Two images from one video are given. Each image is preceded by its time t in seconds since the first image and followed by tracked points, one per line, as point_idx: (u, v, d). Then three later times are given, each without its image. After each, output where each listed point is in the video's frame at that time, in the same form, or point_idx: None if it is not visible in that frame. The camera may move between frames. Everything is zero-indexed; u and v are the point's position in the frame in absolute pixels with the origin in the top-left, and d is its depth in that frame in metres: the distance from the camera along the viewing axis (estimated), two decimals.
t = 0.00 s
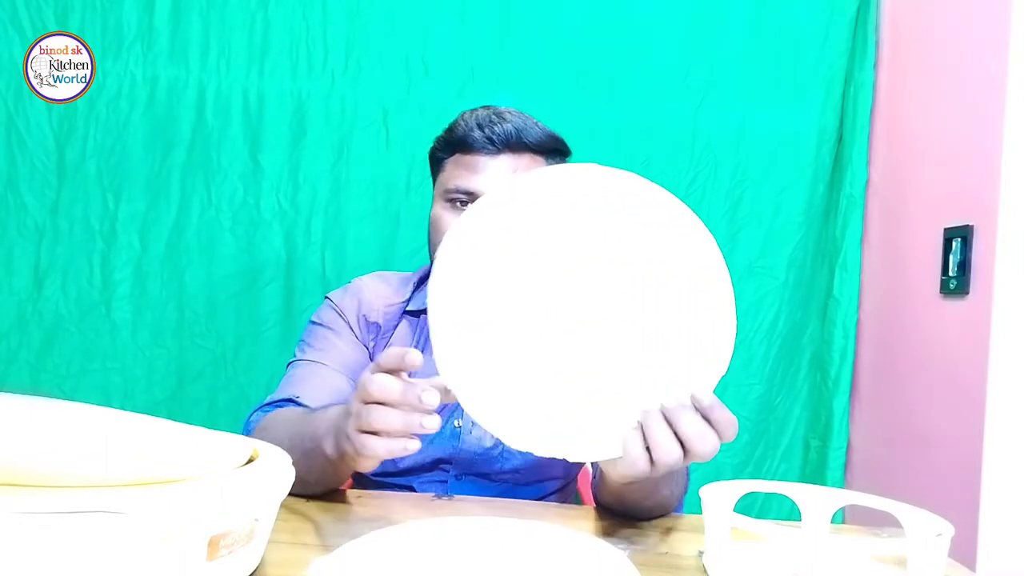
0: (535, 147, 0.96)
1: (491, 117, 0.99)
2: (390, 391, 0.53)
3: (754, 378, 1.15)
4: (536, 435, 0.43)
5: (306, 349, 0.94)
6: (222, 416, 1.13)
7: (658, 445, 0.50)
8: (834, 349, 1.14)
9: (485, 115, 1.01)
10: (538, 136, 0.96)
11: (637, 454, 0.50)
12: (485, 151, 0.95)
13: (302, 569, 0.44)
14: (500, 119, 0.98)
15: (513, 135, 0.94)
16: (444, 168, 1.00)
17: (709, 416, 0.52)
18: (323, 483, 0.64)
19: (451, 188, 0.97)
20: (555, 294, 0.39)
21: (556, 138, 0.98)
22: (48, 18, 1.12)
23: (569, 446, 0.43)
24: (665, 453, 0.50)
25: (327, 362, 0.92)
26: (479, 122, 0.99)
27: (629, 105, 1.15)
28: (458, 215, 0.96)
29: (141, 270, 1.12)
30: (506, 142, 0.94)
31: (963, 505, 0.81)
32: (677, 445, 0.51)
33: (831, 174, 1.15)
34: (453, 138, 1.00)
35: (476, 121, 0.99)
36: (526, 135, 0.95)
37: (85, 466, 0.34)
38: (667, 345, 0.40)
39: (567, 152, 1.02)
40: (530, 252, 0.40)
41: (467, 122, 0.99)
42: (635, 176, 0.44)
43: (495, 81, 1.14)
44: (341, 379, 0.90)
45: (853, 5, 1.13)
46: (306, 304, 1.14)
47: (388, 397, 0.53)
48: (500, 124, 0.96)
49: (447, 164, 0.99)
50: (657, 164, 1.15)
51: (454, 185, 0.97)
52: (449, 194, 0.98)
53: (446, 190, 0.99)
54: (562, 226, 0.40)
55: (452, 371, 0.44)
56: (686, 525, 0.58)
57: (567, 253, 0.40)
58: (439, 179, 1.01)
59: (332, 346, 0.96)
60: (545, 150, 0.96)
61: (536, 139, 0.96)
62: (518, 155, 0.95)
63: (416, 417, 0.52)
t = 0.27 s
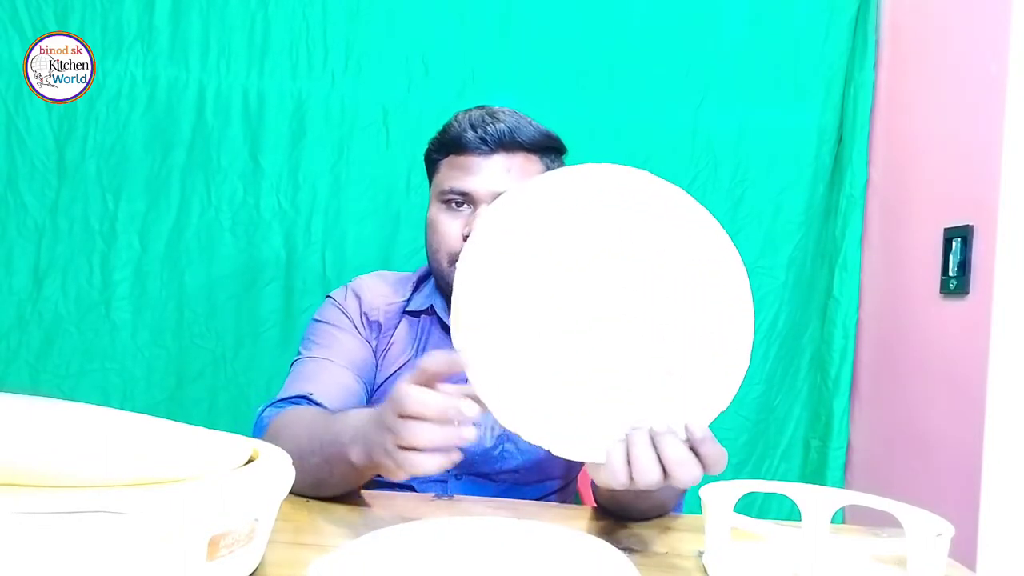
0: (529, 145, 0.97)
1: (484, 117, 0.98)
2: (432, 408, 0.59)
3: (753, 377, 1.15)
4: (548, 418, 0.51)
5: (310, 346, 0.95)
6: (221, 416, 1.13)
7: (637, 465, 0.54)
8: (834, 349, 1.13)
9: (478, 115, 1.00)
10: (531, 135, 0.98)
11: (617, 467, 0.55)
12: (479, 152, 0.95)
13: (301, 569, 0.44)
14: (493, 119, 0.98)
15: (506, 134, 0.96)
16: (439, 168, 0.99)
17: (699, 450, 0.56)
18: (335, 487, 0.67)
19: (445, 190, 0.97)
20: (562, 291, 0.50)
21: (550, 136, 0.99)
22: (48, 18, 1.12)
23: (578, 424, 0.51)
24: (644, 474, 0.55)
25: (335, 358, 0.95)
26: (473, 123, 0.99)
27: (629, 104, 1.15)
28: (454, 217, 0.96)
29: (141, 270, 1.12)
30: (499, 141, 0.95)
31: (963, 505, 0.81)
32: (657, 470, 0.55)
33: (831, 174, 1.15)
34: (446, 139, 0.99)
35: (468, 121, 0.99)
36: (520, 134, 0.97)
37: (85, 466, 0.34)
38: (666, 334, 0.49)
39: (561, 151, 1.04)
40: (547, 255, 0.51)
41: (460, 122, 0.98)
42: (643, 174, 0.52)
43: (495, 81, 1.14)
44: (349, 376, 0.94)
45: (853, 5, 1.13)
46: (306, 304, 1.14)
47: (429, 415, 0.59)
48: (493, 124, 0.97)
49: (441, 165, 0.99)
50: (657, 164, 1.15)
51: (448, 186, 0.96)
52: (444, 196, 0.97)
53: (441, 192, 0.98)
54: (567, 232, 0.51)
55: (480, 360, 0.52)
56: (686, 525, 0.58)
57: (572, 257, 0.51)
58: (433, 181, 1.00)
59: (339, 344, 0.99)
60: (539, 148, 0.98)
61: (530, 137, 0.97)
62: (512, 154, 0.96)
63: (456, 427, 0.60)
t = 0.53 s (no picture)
0: (528, 145, 0.97)
1: (483, 117, 0.99)
2: (485, 445, 0.52)
3: (753, 377, 1.15)
4: (548, 418, 0.49)
5: (314, 344, 0.93)
6: (221, 416, 1.13)
7: (628, 467, 0.50)
8: (834, 349, 1.14)
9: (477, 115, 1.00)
10: (531, 135, 0.97)
11: (604, 466, 0.51)
12: (479, 152, 0.95)
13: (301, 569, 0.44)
14: (492, 119, 0.98)
15: (505, 134, 0.95)
16: (439, 169, 0.99)
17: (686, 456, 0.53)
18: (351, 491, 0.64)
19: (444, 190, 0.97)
20: (562, 291, 0.54)
21: (549, 136, 0.98)
22: (48, 18, 1.12)
23: (579, 424, 0.50)
24: (635, 476, 0.51)
25: (337, 357, 0.92)
26: (472, 123, 0.99)
27: (629, 104, 1.15)
28: (453, 217, 0.96)
29: (141, 270, 1.12)
30: (498, 141, 0.95)
31: (962, 505, 0.81)
32: (646, 473, 0.51)
33: (831, 174, 1.15)
34: (446, 139, 0.99)
35: (467, 121, 0.99)
36: (520, 134, 0.96)
37: (84, 466, 0.34)
38: (669, 334, 0.51)
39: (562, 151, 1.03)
40: (550, 256, 0.53)
41: (459, 122, 0.99)
42: (653, 173, 0.51)
43: (495, 81, 1.14)
44: (352, 375, 0.91)
45: (853, 5, 1.13)
46: (306, 304, 1.14)
47: (482, 452, 0.52)
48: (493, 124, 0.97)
49: (440, 166, 0.99)
50: (657, 164, 1.15)
51: (447, 186, 0.96)
52: (443, 196, 0.97)
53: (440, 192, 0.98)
54: (569, 234, 0.53)
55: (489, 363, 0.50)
56: (685, 525, 0.58)
57: (572, 258, 0.53)
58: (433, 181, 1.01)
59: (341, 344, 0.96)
60: (538, 148, 0.97)
61: (528, 137, 0.97)
62: (512, 154, 0.95)
63: (506, 468, 0.53)
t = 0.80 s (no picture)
0: (529, 146, 0.96)
1: (484, 117, 0.97)
2: (461, 420, 0.53)
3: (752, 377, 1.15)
4: (548, 419, 0.49)
5: (310, 348, 0.93)
6: (221, 416, 1.13)
7: (642, 467, 0.51)
8: (834, 349, 1.14)
9: (478, 114, 0.99)
10: (531, 136, 0.97)
11: (619, 467, 0.51)
12: (480, 152, 0.95)
13: (301, 569, 0.44)
14: (493, 118, 0.97)
15: (506, 135, 0.95)
16: (439, 170, 0.99)
17: (699, 452, 0.53)
18: (346, 483, 0.65)
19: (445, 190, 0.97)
20: (562, 292, 0.53)
21: (550, 137, 0.98)
22: (48, 18, 1.12)
23: (579, 425, 0.50)
24: (651, 475, 0.51)
25: (332, 360, 0.91)
26: (473, 123, 0.98)
27: (629, 104, 1.15)
28: (453, 218, 0.96)
29: (141, 270, 1.12)
30: (499, 142, 0.94)
31: (962, 505, 0.81)
32: (661, 472, 0.52)
33: (831, 174, 1.15)
34: (446, 140, 0.98)
35: (467, 121, 0.98)
36: (521, 134, 0.95)
37: (84, 466, 0.34)
38: (675, 335, 0.51)
39: (562, 152, 1.03)
40: (550, 257, 0.53)
41: (460, 123, 0.98)
42: (659, 173, 0.51)
43: (495, 82, 1.14)
44: (347, 378, 0.90)
45: (853, 5, 1.13)
46: (305, 304, 1.14)
47: (458, 427, 0.54)
48: (493, 124, 0.96)
49: (441, 167, 0.99)
50: (656, 164, 1.15)
51: (448, 187, 0.96)
52: (444, 197, 0.97)
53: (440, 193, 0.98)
54: (570, 235, 0.53)
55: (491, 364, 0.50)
56: (686, 525, 0.58)
57: (572, 259, 0.53)
58: (433, 181, 1.00)
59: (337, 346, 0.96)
60: (539, 148, 0.97)
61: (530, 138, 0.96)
62: (513, 155, 0.95)
63: (485, 436, 0.54)
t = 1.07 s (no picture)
0: (530, 146, 0.96)
1: (485, 117, 0.97)
2: (433, 400, 0.53)
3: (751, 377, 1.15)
4: (548, 418, 0.50)
5: (309, 348, 0.94)
6: (220, 416, 1.13)
7: (653, 467, 0.50)
8: (834, 349, 1.14)
9: (479, 114, 0.99)
10: (532, 136, 0.96)
11: (630, 469, 0.51)
12: (481, 152, 0.95)
13: (301, 569, 0.44)
14: (494, 118, 0.96)
15: (507, 135, 0.94)
16: (440, 170, 0.99)
17: (709, 446, 0.52)
18: (339, 480, 0.66)
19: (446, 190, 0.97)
20: (561, 292, 0.54)
21: (551, 137, 0.98)
22: (48, 18, 1.12)
23: (580, 423, 0.50)
24: (662, 474, 0.50)
25: (331, 361, 0.91)
26: (473, 122, 0.97)
27: (629, 104, 1.15)
28: (454, 218, 0.96)
29: (141, 270, 1.12)
30: (500, 142, 0.94)
31: (962, 505, 0.81)
32: (672, 470, 0.51)
33: (831, 174, 1.15)
34: (446, 140, 0.99)
35: (468, 121, 0.98)
36: (522, 135, 0.95)
37: (84, 466, 0.34)
38: (677, 334, 0.51)
39: (563, 151, 1.03)
40: (551, 257, 0.53)
41: (461, 123, 0.97)
42: (663, 177, 0.50)
43: (495, 82, 1.14)
44: (346, 379, 0.90)
45: (853, 5, 1.13)
46: (305, 304, 1.14)
47: (432, 406, 0.53)
48: (495, 124, 0.96)
49: (442, 166, 0.98)
50: (656, 165, 1.15)
51: (449, 187, 0.96)
52: (445, 196, 0.97)
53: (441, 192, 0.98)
54: (569, 236, 0.54)
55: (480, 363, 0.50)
56: (685, 525, 0.58)
57: (573, 259, 0.54)
58: (434, 182, 1.01)
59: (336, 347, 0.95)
60: (540, 148, 0.97)
61: (532, 138, 0.96)
62: (514, 155, 0.95)
63: (463, 405, 0.54)
